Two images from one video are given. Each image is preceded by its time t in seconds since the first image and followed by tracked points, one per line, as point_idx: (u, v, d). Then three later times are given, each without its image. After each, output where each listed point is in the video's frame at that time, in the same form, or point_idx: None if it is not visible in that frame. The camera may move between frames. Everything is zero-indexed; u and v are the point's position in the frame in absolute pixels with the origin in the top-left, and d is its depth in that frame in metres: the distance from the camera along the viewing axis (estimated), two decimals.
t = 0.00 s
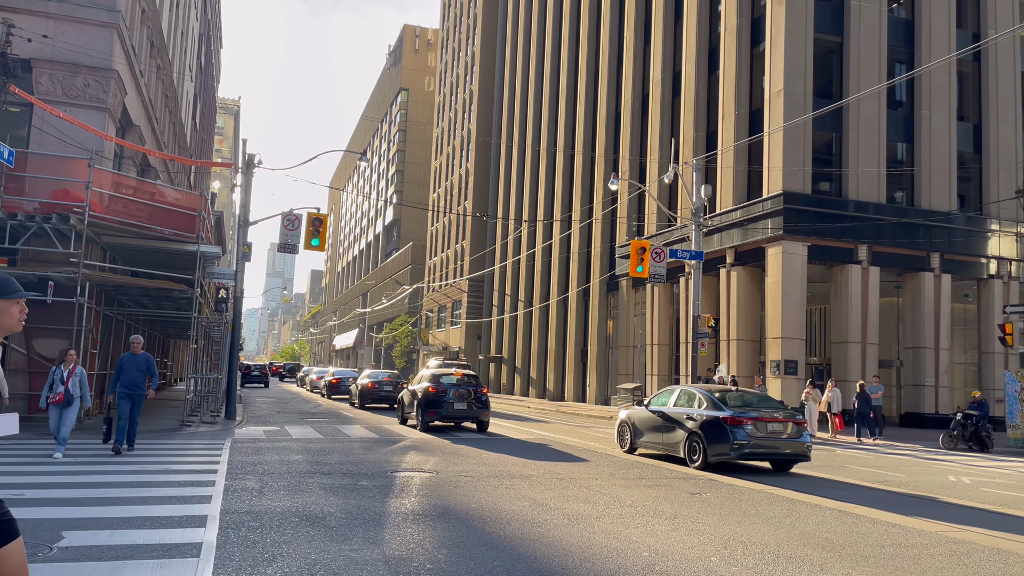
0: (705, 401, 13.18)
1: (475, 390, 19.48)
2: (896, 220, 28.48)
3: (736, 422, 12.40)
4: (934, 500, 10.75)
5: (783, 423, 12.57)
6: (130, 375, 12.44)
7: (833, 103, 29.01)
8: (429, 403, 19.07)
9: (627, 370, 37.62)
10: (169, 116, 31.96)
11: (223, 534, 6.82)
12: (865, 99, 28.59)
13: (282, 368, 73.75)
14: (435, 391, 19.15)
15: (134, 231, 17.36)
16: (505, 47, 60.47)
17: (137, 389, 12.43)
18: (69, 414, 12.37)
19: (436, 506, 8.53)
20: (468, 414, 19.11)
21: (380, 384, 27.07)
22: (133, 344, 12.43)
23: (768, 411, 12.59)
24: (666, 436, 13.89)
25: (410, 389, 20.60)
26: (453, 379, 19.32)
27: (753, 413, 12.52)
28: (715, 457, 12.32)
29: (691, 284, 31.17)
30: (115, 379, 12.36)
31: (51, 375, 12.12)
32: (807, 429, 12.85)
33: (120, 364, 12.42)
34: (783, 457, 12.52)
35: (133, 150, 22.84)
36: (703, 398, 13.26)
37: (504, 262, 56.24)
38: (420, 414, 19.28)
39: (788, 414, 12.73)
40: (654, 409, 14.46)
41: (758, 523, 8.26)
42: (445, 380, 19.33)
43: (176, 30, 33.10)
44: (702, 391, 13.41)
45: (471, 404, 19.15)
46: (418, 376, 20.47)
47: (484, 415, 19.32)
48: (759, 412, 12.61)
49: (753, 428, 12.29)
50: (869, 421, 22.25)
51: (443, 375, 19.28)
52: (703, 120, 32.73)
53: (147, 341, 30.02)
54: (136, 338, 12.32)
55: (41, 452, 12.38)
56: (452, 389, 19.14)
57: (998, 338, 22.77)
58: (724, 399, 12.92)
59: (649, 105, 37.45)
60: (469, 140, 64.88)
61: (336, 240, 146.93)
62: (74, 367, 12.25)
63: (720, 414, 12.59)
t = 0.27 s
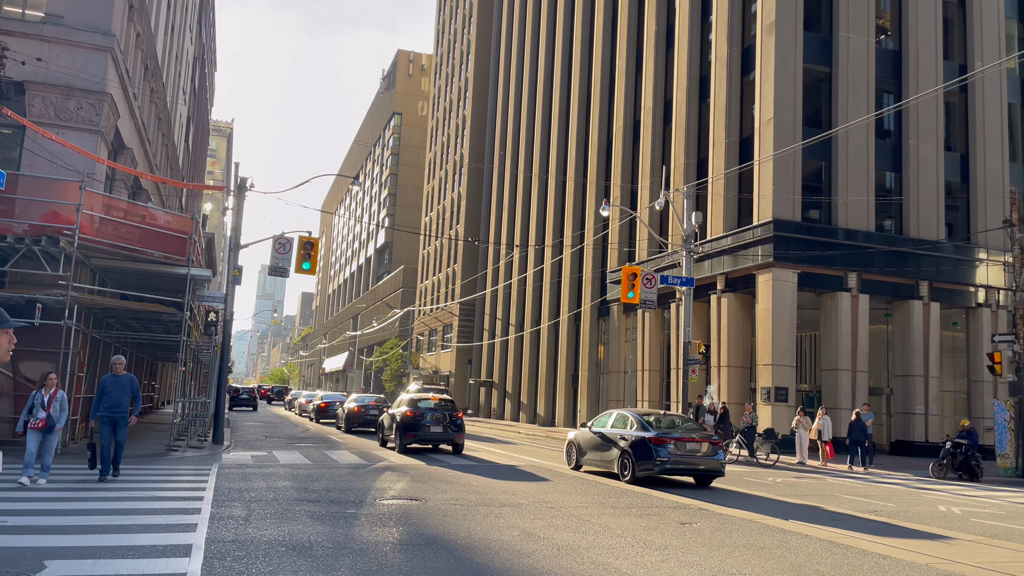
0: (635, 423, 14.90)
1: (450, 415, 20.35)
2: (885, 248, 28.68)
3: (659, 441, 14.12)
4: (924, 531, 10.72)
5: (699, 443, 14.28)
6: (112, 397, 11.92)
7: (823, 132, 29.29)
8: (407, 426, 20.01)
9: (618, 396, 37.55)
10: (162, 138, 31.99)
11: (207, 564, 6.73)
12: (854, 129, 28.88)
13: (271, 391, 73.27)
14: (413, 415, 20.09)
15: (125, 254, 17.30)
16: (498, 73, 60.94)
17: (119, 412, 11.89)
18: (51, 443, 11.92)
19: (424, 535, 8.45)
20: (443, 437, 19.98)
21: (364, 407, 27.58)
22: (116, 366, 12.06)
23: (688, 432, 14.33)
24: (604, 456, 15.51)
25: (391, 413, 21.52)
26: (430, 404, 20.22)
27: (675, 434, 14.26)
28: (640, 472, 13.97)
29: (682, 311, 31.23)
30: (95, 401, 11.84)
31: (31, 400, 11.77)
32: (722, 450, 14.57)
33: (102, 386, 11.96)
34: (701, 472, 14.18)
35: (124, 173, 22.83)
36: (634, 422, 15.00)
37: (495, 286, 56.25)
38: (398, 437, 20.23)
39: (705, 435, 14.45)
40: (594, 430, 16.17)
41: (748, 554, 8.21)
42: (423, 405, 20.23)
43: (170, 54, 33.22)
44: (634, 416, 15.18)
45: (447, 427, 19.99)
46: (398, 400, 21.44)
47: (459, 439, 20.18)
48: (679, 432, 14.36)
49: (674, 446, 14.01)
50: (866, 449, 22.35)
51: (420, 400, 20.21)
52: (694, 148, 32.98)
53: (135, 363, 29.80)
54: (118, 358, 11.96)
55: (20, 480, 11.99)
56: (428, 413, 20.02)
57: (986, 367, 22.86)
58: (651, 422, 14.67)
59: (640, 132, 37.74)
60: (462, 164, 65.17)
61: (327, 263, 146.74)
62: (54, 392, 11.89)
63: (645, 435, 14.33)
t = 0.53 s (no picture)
0: (581, 453, 16.57)
1: (429, 446, 21.22)
2: (876, 282, 28.82)
3: (600, 469, 15.77)
4: (918, 570, 10.60)
5: (634, 471, 15.96)
6: (96, 432, 11.57)
7: (813, 167, 29.56)
8: (387, 457, 20.84)
9: (609, 429, 37.35)
10: (155, 168, 32.04)
11: None
12: (844, 164, 29.15)
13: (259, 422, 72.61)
14: (393, 446, 20.98)
15: (115, 284, 17.19)
16: (492, 106, 61.44)
17: (101, 447, 11.50)
18: (26, 477, 11.61)
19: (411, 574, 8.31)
20: (422, 467, 20.80)
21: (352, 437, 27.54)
22: (101, 400, 11.73)
23: (626, 461, 16.02)
24: (555, 483, 17.06)
25: (372, 445, 22.42)
26: (409, 435, 21.12)
27: (614, 462, 15.93)
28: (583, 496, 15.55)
29: (674, 344, 31.22)
30: (78, 435, 11.45)
31: (8, 433, 11.40)
32: (657, 476, 16.24)
33: (86, 420, 11.60)
34: (637, 496, 15.79)
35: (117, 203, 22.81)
36: (580, 452, 16.65)
37: (487, 318, 56.17)
38: (378, 468, 21.09)
39: (641, 464, 16.19)
40: (547, 459, 17.79)
41: None
42: (403, 436, 21.11)
43: (165, 85, 33.40)
44: (580, 447, 16.83)
45: (425, 457, 20.86)
46: (378, 434, 22.31)
47: (437, 469, 21.02)
48: (618, 461, 16.02)
49: (613, 473, 15.64)
50: (862, 486, 22.20)
51: (400, 431, 21.10)
52: (685, 182, 33.22)
53: (122, 394, 29.48)
54: (105, 392, 11.65)
55: None
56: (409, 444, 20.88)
57: (979, 402, 22.82)
58: (595, 452, 16.33)
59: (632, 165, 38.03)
60: (454, 196, 65.45)
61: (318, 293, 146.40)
62: (34, 424, 11.59)
63: (588, 463, 15.96)
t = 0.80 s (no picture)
0: (536, 483, 18.21)
1: (412, 477, 21.54)
2: (869, 315, 28.92)
3: (553, 497, 17.37)
4: None
5: (584, 499, 17.58)
6: (84, 463, 11.27)
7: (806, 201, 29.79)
8: (371, 488, 21.20)
9: (604, 462, 37.14)
10: (151, 198, 32.12)
11: None
12: (836, 198, 29.39)
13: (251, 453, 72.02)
14: (377, 478, 21.30)
15: (108, 315, 17.14)
16: (487, 138, 61.92)
17: (90, 479, 11.21)
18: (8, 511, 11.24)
19: None
20: (405, 498, 21.10)
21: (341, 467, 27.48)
22: (91, 430, 11.46)
23: (577, 490, 17.66)
24: (514, 511, 18.58)
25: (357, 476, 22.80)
26: (393, 467, 21.48)
27: (567, 491, 17.54)
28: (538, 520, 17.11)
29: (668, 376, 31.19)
30: (66, 465, 11.12)
31: None
32: (605, 505, 17.88)
33: (74, 450, 11.29)
34: (587, 522, 17.36)
35: (111, 234, 22.82)
36: (537, 482, 18.25)
37: (481, 349, 56.08)
38: (363, 499, 21.40)
39: (591, 493, 17.80)
40: (507, 489, 19.38)
41: None
42: (387, 468, 21.48)
43: (162, 116, 33.60)
44: (538, 477, 18.43)
45: (409, 488, 21.16)
46: (363, 464, 22.65)
47: (420, 500, 21.28)
48: (570, 490, 17.67)
49: (565, 501, 17.25)
50: (860, 520, 22.00)
51: (385, 463, 21.46)
52: (679, 214, 33.43)
53: (113, 425, 29.25)
54: (95, 422, 11.39)
55: None
56: (393, 476, 21.21)
57: (974, 436, 22.78)
58: (549, 482, 17.95)
59: (626, 198, 38.26)
60: (449, 227, 65.68)
61: (312, 323, 146.08)
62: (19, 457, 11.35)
63: (542, 492, 17.58)
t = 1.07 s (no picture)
0: (505, 507, 19.97)
1: (400, 504, 21.85)
2: (866, 342, 28.92)
3: (519, 521, 19.13)
4: None
5: (548, 522, 19.30)
6: (72, 493, 10.95)
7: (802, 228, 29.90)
8: (360, 514, 21.41)
9: (601, 489, 36.90)
10: (148, 224, 32.15)
11: None
12: (832, 225, 29.52)
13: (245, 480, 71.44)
14: (366, 504, 21.51)
15: (104, 341, 17.07)
16: (484, 164, 62.23)
17: (78, 509, 10.89)
18: None
19: None
20: (394, 524, 21.38)
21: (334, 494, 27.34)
22: (79, 458, 11.19)
23: (541, 514, 19.40)
24: (485, 533, 20.33)
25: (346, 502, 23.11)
26: (383, 493, 21.73)
27: (532, 515, 19.31)
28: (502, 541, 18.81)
29: (666, 402, 31.10)
30: (52, 496, 10.84)
31: None
32: (567, 528, 19.48)
33: (62, 479, 11.01)
34: (549, 544, 19.01)
35: (109, 260, 22.83)
36: (506, 507, 20.00)
37: (478, 375, 55.91)
38: (353, 525, 21.60)
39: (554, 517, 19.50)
40: (479, 513, 21.11)
41: None
42: (376, 495, 21.71)
43: (161, 142, 33.77)
44: (506, 502, 20.18)
45: (398, 515, 21.48)
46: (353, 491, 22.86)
47: (408, 526, 21.60)
48: (535, 514, 19.42)
49: (530, 524, 19.02)
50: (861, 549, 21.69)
51: (374, 490, 21.69)
52: (675, 240, 33.54)
53: (106, 452, 29.03)
54: (82, 450, 11.05)
55: None
56: (382, 502, 21.48)
57: (972, 463, 22.66)
58: (517, 507, 19.69)
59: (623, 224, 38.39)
60: (446, 252, 65.78)
61: (308, 348, 145.68)
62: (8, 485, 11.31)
63: (509, 516, 19.33)
